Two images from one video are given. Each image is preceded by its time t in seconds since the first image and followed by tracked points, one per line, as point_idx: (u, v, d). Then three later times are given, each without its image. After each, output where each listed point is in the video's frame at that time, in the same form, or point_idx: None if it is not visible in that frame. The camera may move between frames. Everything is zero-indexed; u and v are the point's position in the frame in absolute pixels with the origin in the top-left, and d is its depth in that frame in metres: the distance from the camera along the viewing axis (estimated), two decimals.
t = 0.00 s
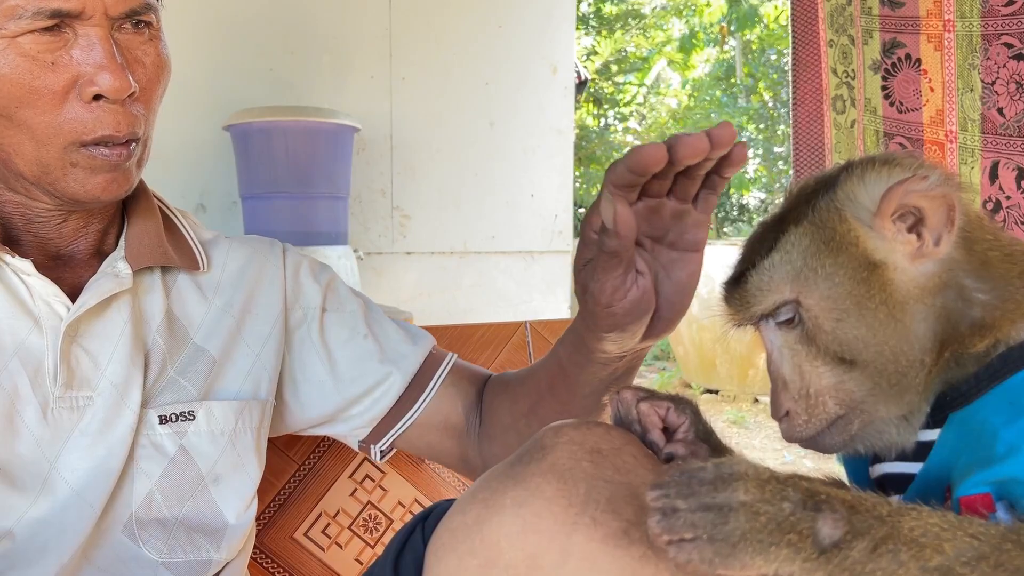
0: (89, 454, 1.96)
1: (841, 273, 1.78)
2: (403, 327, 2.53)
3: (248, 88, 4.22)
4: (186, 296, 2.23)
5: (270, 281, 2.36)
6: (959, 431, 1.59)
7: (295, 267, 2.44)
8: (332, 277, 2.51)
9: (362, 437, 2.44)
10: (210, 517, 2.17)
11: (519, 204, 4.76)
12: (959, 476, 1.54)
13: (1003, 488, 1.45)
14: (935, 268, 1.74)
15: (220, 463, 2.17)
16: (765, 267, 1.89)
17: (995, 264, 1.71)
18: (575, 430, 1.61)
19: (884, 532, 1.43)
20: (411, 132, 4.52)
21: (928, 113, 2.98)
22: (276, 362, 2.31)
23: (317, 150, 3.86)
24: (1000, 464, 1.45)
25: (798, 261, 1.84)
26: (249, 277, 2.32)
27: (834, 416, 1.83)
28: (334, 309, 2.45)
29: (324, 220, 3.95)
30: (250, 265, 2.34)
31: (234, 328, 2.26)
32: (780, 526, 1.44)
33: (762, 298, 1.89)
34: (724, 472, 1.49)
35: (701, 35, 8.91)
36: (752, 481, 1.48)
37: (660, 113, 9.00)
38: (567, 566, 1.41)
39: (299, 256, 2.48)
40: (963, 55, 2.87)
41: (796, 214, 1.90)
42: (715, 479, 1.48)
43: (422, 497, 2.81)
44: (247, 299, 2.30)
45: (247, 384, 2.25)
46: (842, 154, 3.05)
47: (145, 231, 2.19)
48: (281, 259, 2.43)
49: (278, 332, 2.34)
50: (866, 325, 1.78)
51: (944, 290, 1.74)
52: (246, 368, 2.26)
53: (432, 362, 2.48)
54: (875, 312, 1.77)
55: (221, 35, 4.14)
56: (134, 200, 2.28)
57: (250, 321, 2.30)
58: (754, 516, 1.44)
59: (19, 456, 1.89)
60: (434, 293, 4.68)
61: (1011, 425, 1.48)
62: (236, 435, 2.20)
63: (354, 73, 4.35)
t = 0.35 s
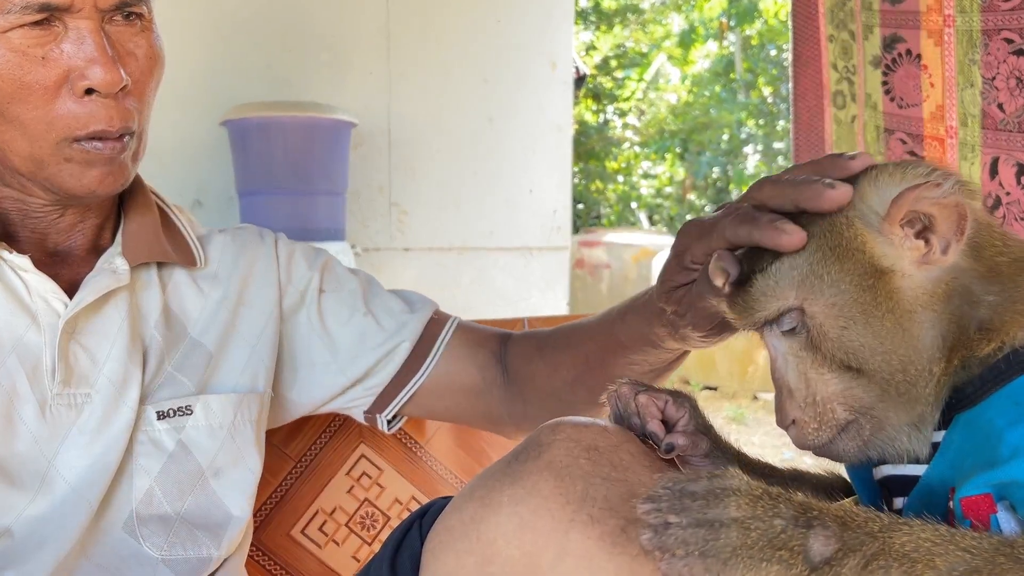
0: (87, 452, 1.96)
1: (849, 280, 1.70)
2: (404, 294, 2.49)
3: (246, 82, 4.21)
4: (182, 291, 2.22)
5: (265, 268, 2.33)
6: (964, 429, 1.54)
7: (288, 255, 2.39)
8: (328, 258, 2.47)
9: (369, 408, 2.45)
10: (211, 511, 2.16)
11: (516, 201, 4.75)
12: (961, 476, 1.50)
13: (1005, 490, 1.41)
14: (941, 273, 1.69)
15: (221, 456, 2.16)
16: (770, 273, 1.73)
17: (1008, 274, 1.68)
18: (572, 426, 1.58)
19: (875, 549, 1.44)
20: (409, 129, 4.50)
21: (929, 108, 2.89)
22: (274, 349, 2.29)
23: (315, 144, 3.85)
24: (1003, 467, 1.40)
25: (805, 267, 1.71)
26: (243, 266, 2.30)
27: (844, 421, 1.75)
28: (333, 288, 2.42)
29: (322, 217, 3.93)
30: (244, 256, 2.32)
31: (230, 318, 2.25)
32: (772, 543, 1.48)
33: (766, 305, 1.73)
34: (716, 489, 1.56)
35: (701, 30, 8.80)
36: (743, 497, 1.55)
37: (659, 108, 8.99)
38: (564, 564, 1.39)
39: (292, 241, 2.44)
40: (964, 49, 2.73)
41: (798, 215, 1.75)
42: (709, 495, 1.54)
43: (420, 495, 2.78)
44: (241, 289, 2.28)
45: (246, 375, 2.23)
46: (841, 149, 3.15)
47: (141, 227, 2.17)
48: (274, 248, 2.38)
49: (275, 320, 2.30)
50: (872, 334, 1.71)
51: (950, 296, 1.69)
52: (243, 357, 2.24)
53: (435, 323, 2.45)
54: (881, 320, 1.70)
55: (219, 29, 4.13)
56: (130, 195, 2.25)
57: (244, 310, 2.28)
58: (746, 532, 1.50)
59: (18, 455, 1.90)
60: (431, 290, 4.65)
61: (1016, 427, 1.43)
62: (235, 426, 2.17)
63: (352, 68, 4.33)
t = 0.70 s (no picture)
0: (84, 448, 1.96)
1: (829, 279, 1.70)
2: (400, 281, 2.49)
3: (242, 76, 4.19)
4: (177, 286, 2.21)
5: (259, 261, 2.32)
6: (972, 431, 1.53)
7: (282, 247, 2.38)
8: (320, 250, 2.46)
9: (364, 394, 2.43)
10: (208, 506, 2.16)
11: (513, 195, 4.73)
12: (969, 479, 1.49)
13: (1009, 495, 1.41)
14: (934, 279, 1.65)
15: (218, 450, 2.16)
16: (763, 265, 1.85)
17: (1014, 278, 1.63)
18: (572, 421, 1.58)
19: (879, 554, 1.43)
20: (406, 124, 4.48)
21: (925, 103, 2.88)
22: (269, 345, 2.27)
23: (312, 138, 3.85)
24: (1011, 470, 1.40)
25: (791, 261, 1.78)
26: (238, 259, 2.29)
27: (824, 426, 1.74)
28: (327, 278, 2.41)
29: (317, 210, 3.90)
30: (239, 249, 2.30)
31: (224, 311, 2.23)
32: (775, 548, 1.47)
33: (754, 293, 1.86)
34: (718, 494, 1.54)
35: (696, 24, 8.85)
36: (746, 502, 1.54)
37: (656, 103, 8.99)
38: (565, 559, 1.39)
39: (285, 233, 2.43)
40: (960, 44, 2.73)
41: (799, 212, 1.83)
42: (710, 501, 1.53)
43: (419, 490, 2.77)
44: (234, 283, 2.27)
45: (241, 369, 2.22)
46: (838, 143, 3.14)
47: (137, 222, 2.16)
48: (267, 240, 2.37)
49: (269, 314, 2.29)
50: (853, 335, 1.69)
51: (941, 304, 1.66)
52: (239, 353, 2.23)
53: (428, 309, 2.42)
54: (862, 322, 1.68)
55: (215, 23, 4.11)
56: (126, 191, 2.24)
57: (239, 304, 2.27)
58: (748, 538, 1.49)
59: (15, 452, 1.90)
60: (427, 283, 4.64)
61: None
62: (232, 423, 2.18)
63: (348, 62, 4.31)
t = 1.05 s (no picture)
0: (74, 441, 1.95)
1: (811, 269, 1.71)
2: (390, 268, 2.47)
3: (231, 67, 4.17)
4: (167, 278, 2.20)
5: (248, 250, 2.31)
6: (960, 428, 1.55)
7: (271, 237, 2.37)
8: (309, 240, 2.45)
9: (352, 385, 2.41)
10: (201, 498, 2.15)
11: (504, 184, 4.70)
12: (957, 477, 1.51)
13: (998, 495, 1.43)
14: (920, 267, 1.65)
15: (209, 442, 2.15)
16: (747, 260, 1.85)
17: (999, 270, 1.64)
18: (565, 412, 1.58)
19: (871, 552, 1.44)
20: (397, 116, 4.48)
21: (917, 94, 2.88)
22: (259, 335, 2.26)
23: (303, 126, 3.83)
24: (1003, 471, 1.42)
25: (774, 254, 1.78)
26: (225, 249, 2.28)
27: (818, 420, 1.74)
28: (316, 266, 2.40)
29: (308, 202, 3.89)
30: (227, 239, 2.29)
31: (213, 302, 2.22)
32: (767, 548, 1.47)
33: (739, 288, 1.85)
34: (709, 496, 1.54)
35: (689, 15, 8.78)
36: (736, 501, 1.54)
37: (648, 94, 8.96)
38: (557, 551, 1.37)
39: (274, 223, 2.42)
40: (952, 36, 2.73)
41: (780, 207, 1.85)
42: (698, 503, 1.52)
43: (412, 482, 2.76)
44: (223, 273, 2.26)
45: (232, 360, 2.21)
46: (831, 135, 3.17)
47: (124, 213, 2.14)
48: (255, 230, 2.36)
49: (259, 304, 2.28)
50: (839, 324, 1.69)
51: (929, 293, 1.65)
52: (229, 344, 2.22)
53: (419, 297, 2.41)
54: (846, 312, 1.68)
55: (204, 13, 4.10)
56: (114, 183, 2.23)
57: (227, 295, 2.25)
58: (739, 540, 1.49)
59: (5, 445, 1.90)
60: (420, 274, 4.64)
61: (1016, 433, 1.45)
62: (223, 414, 2.17)
63: (337, 52, 4.29)
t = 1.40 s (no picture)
0: (59, 429, 1.93)
1: (783, 268, 1.74)
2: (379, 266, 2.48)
3: (215, 54, 4.14)
4: (153, 266, 2.19)
5: (235, 239, 2.30)
6: (932, 411, 1.55)
7: (261, 227, 2.36)
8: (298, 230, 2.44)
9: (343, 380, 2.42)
10: (189, 486, 2.15)
11: (491, 172, 4.69)
12: (930, 459, 1.50)
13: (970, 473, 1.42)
14: (887, 255, 1.69)
15: (197, 432, 2.14)
16: (715, 263, 1.85)
17: (964, 251, 1.69)
18: (553, 402, 1.58)
19: (849, 534, 1.44)
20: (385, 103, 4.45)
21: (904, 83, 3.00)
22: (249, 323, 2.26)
23: (290, 115, 3.79)
24: (972, 448, 1.41)
25: (743, 256, 1.80)
26: (214, 237, 2.27)
27: (798, 411, 1.77)
28: (306, 260, 2.40)
29: (296, 189, 3.87)
30: (216, 228, 2.28)
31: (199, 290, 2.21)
32: (746, 534, 1.48)
33: (711, 292, 1.86)
34: (688, 483, 1.55)
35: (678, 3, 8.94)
36: (715, 487, 1.56)
37: (636, 82, 8.97)
38: (543, 539, 1.38)
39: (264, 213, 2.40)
40: (939, 24, 2.93)
41: (742, 205, 1.86)
42: (678, 490, 1.53)
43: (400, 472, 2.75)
44: (212, 262, 2.25)
45: (220, 350, 2.21)
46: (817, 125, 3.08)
47: (106, 199, 2.12)
48: (244, 219, 2.34)
49: (248, 293, 2.27)
50: (814, 319, 1.73)
51: (897, 279, 1.69)
52: (218, 335, 2.22)
53: (411, 293, 2.42)
54: (821, 307, 1.72)
55: None
56: (95, 167, 2.20)
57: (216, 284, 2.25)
58: (719, 526, 1.50)
59: None
60: (407, 263, 4.60)
61: (983, 410, 1.44)
62: (211, 404, 2.16)
63: (322, 39, 4.26)
